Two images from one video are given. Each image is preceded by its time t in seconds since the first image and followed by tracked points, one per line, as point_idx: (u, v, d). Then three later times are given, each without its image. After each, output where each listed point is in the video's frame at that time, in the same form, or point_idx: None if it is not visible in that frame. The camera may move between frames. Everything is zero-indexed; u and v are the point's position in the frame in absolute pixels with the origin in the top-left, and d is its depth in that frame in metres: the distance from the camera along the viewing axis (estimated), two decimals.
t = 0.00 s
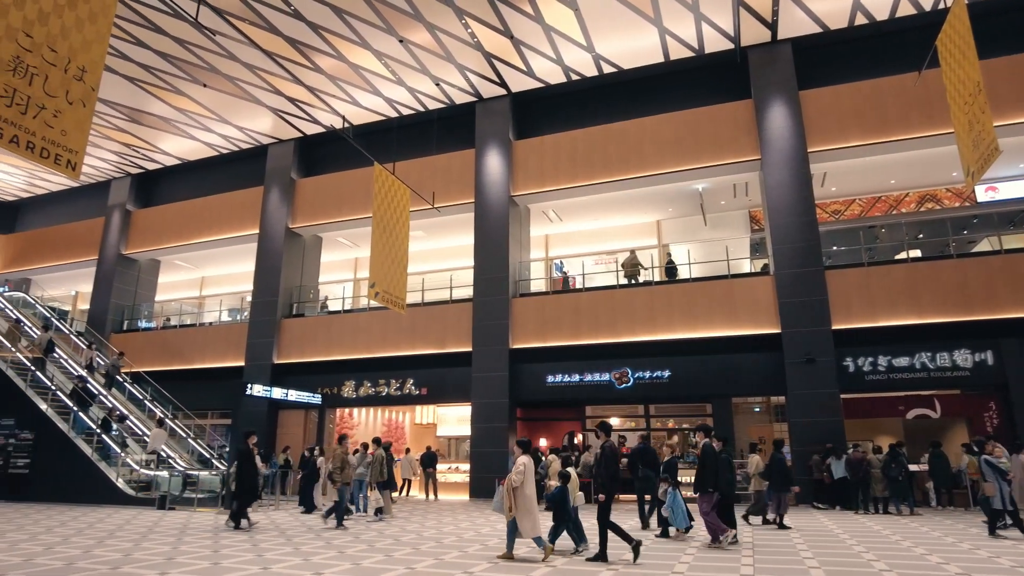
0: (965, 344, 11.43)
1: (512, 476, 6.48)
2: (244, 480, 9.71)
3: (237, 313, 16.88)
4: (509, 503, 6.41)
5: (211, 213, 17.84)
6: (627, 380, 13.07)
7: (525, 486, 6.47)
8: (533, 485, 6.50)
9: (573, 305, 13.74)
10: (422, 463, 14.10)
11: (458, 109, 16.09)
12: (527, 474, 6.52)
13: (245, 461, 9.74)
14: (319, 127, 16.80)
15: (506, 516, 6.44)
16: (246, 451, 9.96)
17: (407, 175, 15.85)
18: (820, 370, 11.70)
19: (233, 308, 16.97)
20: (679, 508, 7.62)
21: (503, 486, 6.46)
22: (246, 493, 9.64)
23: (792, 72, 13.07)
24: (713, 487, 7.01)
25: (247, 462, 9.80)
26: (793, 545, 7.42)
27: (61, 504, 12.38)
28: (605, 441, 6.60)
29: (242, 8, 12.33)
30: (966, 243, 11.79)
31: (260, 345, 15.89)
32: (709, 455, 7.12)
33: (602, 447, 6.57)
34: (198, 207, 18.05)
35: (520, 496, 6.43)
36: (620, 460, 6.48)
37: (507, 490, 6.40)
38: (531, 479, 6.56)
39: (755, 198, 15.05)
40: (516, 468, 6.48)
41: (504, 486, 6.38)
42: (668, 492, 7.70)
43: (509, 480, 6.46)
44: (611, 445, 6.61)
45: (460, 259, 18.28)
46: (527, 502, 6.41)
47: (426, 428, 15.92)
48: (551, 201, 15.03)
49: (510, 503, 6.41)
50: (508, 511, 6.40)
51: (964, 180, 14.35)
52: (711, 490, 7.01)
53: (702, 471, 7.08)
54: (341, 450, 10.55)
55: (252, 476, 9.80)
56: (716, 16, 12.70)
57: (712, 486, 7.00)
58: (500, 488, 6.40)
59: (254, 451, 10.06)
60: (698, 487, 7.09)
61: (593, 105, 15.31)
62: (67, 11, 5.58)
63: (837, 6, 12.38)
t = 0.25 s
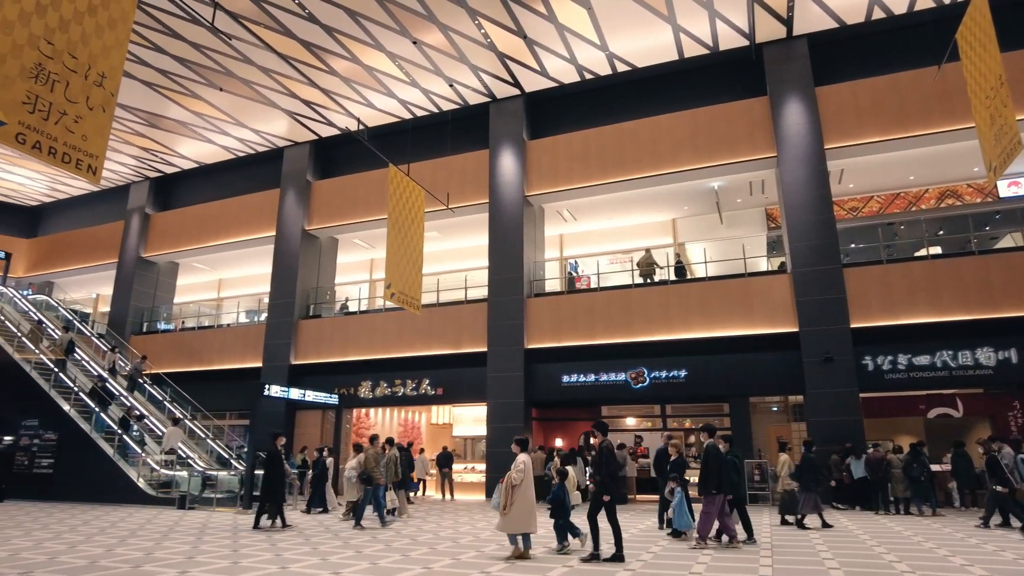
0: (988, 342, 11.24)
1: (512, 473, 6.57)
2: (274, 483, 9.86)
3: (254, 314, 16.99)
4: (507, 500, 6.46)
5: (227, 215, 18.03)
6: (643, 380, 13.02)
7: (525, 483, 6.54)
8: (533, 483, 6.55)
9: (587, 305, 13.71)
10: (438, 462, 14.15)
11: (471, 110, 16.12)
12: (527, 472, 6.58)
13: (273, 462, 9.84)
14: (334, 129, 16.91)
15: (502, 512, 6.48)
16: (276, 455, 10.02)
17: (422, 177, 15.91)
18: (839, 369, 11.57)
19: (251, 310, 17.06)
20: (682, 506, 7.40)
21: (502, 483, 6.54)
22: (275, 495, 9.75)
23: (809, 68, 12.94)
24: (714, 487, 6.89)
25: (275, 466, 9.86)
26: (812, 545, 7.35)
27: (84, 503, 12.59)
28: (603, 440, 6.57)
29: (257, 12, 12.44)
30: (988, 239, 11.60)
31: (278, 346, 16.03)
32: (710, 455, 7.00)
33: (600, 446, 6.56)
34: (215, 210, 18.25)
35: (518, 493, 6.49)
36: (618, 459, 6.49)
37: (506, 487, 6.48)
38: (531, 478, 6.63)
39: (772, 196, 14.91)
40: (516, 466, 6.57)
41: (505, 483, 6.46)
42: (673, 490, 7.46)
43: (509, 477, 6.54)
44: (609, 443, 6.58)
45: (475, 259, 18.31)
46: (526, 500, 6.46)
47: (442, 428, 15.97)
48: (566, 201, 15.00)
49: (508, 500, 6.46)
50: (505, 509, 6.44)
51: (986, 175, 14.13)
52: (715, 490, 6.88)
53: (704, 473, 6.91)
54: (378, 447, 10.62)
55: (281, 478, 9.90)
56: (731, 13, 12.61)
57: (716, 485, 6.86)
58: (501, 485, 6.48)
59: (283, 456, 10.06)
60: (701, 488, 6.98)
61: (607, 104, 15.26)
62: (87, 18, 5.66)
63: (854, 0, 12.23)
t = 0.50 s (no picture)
0: (1011, 340, 11.05)
1: (508, 478, 6.75)
2: (303, 481, 10.11)
3: (271, 315, 17.14)
4: (505, 505, 6.65)
5: (244, 218, 18.20)
6: (659, 380, 12.98)
7: (521, 487, 6.70)
8: (529, 487, 6.73)
9: (602, 305, 13.68)
10: (454, 462, 14.20)
11: (485, 110, 16.15)
12: (523, 477, 6.74)
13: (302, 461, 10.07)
14: (349, 131, 17.01)
15: (500, 516, 6.69)
16: (305, 454, 10.27)
17: (436, 178, 15.97)
18: (858, 367, 11.43)
19: (268, 311, 17.20)
20: (686, 513, 7.97)
21: (500, 487, 6.72)
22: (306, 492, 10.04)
23: (825, 64, 12.81)
24: (715, 490, 6.70)
25: (304, 465, 10.11)
26: (831, 545, 7.28)
27: (105, 502, 12.78)
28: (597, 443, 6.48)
29: (272, 16, 12.56)
30: (1011, 235, 11.40)
31: (294, 347, 16.16)
32: (712, 456, 6.80)
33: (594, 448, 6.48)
34: (232, 213, 18.45)
35: (515, 498, 6.66)
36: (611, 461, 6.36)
37: (503, 492, 6.65)
38: (527, 481, 6.79)
39: (788, 194, 14.79)
40: (512, 470, 6.74)
41: (501, 487, 6.65)
42: (678, 496, 8.03)
43: (506, 481, 6.72)
44: (602, 446, 6.46)
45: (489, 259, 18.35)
46: (522, 505, 6.63)
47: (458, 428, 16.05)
48: (580, 200, 14.98)
49: (505, 505, 6.66)
50: (503, 513, 6.65)
51: (1008, 170, 13.89)
52: (713, 493, 6.70)
53: (705, 475, 6.73)
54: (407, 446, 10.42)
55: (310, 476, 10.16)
56: (745, 9, 12.52)
57: (716, 488, 6.67)
58: (498, 489, 6.66)
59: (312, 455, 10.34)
60: (702, 490, 6.82)
61: (621, 103, 15.21)
62: (105, 24, 5.74)
63: None
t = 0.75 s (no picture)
0: None
1: (502, 474, 6.89)
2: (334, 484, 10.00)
3: (288, 317, 17.28)
4: (501, 500, 6.78)
5: (259, 220, 18.37)
6: (675, 379, 12.91)
7: (516, 484, 6.85)
8: (524, 483, 6.90)
9: (617, 304, 13.64)
10: (468, 463, 14.22)
11: (498, 111, 16.17)
12: (517, 473, 6.92)
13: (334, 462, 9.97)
14: (362, 133, 17.10)
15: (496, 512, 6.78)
16: (336, 454, 10.14)
17: (450, 178, 16.01)
18: (876, 366, 11.29)
19: (284, 312, 17.34)
20: (693, 516, 7.82)
21: (494, 484, 6.86)
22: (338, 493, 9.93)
23: (841, 59, 12.67)
24: (715, 489, 6.85)
25: (336, 467, 9.97)
26: (851, 546, 7.17)
27: (126, 502, 12.96)
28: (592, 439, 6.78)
29: (286, 19, 12.66)
30: None
31: (310, 348, 16.28)
32: (713, 456, 6.98)
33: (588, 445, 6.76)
34: (247, 216, 18.62)
35: (510, 493, 6.80)
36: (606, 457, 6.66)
37: (498, 488, 6.79)
38: (521, 478, 6.95)
39: (804, 191, 14.64)
40: (506, 467, 6.91)
41: (495, 482, 6.79)
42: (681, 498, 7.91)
43: (500, 477, 6.86)
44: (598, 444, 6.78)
45: (504, 260, 18.37)
46: (518, 500, 6.76)
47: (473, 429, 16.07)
48: (594, 199, 14.95)
49: (502, 502, 6.79)
50: (500, 509, 6.76)
51: None
52: (715, 492, 6.87)
53: (706, 475, 6.92)
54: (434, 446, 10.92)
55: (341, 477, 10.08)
56: (760, 6, 12.41)
57: (717, 488, 6.83)
58: (492, 485, 6.79)
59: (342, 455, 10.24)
60: (704, 490, 7.01)
61: (635, 101, 15.15)
62: (124, 30, 5.82)
63: None
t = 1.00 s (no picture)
0: None
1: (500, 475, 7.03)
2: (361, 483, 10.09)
3: (303, 318, 17.38)
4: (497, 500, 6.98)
5: (274, 222, 18.53)
6: (690, 379, 12.84)
7: (512, 485, 6.95)
8: (520, 484, 6.97)
9: (631, 304, 13.60)
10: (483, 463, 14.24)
11: (511, 111, 16.18)
12: (514, 474, 7.02)
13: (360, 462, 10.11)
14: (376, 135, 17.19)
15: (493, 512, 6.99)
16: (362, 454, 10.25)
17: (463, 179, 16.05)
18: (894, 365, 11.16)
19: (300, 314, 17.47)
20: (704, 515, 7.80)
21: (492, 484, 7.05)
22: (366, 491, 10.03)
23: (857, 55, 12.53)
24: (719, 489, 6.85)
25: (363, 467, 10.07)
26: (870, 547, 7.06)
27: (145, 502, 13.14)
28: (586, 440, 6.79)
29: (299, 23, 12.75)
30: None
31: (326, 349, 16.39)
32: (721, 457, 6.94)
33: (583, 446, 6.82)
34: (262, 218, 18.80)
35: (507, 495, 6.93)
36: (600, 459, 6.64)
37: (495, 489, 6.96)
38: (519, 479, 7.03)
39: (820, 188, 14.51)
40: (504, 468, 7.03)
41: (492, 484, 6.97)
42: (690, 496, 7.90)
43: (497, 478, 7.02)
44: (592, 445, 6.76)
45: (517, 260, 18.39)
46: (514, 500, 6.87)
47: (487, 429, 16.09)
48: (607, 199, 14.92)
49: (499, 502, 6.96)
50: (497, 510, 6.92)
51: None
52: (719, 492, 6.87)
53: (711, 475, 6.91)
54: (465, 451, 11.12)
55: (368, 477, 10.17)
56: (775, 2, 12.31)
57: (722, 488, 6.82)
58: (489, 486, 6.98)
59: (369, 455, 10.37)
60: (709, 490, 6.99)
61: (648, 99, 15.09)
62: (141, 36, 5.89)
63: None
